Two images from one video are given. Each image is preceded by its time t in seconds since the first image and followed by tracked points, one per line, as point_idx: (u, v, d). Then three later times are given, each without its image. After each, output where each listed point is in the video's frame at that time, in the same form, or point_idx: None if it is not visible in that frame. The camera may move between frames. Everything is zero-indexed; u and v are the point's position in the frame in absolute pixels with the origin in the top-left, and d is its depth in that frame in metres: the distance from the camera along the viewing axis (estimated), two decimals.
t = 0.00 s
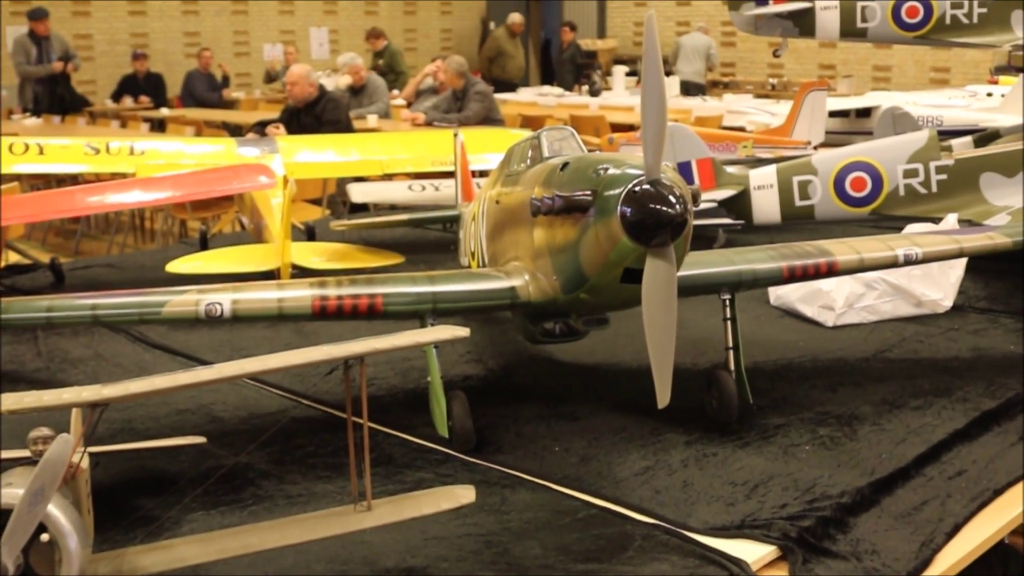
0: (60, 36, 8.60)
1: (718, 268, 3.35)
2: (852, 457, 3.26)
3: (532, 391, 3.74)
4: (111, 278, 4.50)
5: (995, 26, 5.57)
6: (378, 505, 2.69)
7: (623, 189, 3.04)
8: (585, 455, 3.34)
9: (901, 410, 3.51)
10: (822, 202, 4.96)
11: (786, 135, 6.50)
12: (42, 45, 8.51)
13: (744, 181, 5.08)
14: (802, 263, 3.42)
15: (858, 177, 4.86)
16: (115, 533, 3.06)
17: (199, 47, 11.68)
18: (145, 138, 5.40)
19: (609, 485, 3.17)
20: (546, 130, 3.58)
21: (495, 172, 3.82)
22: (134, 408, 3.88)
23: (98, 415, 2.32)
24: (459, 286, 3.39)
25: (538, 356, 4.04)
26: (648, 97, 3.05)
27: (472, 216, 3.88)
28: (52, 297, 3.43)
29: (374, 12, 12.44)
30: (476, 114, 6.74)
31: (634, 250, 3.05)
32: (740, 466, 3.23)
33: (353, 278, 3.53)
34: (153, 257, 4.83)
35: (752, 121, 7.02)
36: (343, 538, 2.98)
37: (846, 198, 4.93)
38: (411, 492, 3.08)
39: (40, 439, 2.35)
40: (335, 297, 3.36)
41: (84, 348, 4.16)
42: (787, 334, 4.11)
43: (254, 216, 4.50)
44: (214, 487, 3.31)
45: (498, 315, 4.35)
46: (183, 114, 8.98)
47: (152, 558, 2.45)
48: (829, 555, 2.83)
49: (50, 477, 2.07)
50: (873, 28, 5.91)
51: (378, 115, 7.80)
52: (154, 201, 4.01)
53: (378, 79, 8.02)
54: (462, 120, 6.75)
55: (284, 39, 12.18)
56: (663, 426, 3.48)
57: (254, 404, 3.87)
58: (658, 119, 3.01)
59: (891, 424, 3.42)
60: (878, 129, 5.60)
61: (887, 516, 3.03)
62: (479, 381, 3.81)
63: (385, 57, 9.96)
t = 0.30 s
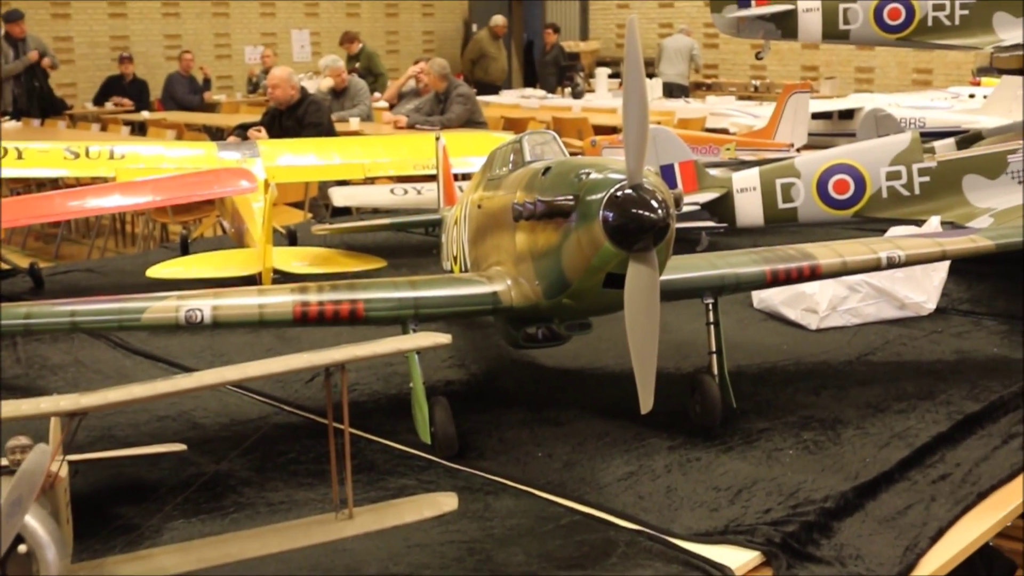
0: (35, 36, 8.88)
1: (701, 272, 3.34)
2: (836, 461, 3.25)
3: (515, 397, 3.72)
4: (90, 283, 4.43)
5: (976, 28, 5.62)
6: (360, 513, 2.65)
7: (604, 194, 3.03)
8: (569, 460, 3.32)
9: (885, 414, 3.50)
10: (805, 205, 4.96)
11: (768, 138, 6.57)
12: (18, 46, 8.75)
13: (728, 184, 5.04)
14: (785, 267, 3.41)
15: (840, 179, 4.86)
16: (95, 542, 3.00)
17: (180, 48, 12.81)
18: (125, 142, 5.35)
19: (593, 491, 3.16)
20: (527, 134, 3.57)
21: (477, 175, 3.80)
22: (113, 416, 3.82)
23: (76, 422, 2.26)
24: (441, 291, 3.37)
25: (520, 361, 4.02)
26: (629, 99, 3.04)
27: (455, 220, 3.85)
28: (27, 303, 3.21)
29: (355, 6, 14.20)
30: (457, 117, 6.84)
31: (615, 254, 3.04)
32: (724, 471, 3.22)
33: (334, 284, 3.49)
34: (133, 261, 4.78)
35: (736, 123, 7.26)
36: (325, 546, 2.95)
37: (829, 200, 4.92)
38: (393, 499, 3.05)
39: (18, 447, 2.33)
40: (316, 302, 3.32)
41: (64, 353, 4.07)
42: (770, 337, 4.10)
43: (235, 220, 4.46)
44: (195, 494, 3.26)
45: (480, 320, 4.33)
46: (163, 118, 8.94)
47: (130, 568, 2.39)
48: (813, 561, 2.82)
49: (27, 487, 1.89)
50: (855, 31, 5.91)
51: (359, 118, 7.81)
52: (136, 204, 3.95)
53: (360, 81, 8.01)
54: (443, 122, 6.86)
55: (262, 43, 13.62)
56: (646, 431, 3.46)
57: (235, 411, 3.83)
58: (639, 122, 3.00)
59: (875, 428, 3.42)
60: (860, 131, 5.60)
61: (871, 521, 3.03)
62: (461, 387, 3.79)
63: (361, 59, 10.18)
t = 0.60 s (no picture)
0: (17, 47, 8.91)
1: (682, 283, 3.35)
2: (817, 471, 3.26)
3: (497, 408, 3.72)
4: (72, 295, 4.40)
5: (956, 39, 5.73)
6: (342, 527, 2.64)
7: (585, 206, 3.04)
8: (551, 472, 3.32)
9: (866, 424, 3.52)
10: (787, 215, 4.97)
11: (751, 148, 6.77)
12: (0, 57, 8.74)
13: (710, 194, 5.08)
14: (766, 278, 3.42)
15: (822, 190, 4.88)
16: (75, 556, 2.97)
17: (162, 58, 13.49)
18: (107, 153, 5.33)
19: (575, 503, 3.16)
20: (509, 146, 3.57)
21: (459, 186, 3.80)
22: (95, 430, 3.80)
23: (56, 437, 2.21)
24: (422, 303, 3.37)
25: (502, 372, 4.02)
26: (609, 108, 3.05)
27: (437, 232, 3.85)
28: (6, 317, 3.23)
29: None
30: (441, 128, 7.14)
31: (596, 267, 3.05)
32: (706, 482, 3.23)
33: (316, 296, 3.48)
34: (115, 273, 4.75)
35: (716, 133, 7.56)
36: (308, 561, 2.93)
37: (811, 210, 4.94)
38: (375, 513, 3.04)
39: None
40: (298, 315, 3.31)
41: (45, 366, 4.02)
42: (752, 348, 4.11)
43: (217, 231, 4.44)
44: (177, 508, 3.24)
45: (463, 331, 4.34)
46: (146, 129, 8.95)
47: None
48: (794, 571, 2.83)
49: (7, 503, 1.89)
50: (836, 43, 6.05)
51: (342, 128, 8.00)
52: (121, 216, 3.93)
53: (342, 91, 8.17)
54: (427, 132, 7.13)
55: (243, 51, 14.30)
56: (629, 442, 3.47)
57: (217, 424, 3.81)
58: (619, 134, 3.02)
59: (856, 438, 3.43)
60: (841, 141, 5.63)
61: (852, 531, 3.03)
62: (444, 398, 3.79)
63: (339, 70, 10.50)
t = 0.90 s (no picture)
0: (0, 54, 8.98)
1: (660, 290, 3.37)
2: (794, 476, 3.29)
3: (478, 416, 3.74)
4: (54, 303, 4.41)
5: (932, 46, 5.76)
6: (320, 536, 2.66)
7: (563, 215, 3.07)
8: (531, 479, 3.34)
9: (843, 429, 3.54)
10: (766, 220, 5.01)
11: (731, 154, 7.07)
12: None
13: (690, 201, 5.12)
14: (744, 284, 3.45)
15: (801, 196, 4.91)
16: (56, 566, 2.98)
17: (145, 65, 14.31)
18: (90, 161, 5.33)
19: (554, 509, 3.17)
20: (488, 154, 3.59)
21: (440, 194, 3.82)
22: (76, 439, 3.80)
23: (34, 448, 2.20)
24: (402, 311, 3.39)
25: (483, 379, 4.04)
26: (586, 117, 3.07)
27: (417, 239, 3.87)
28: None
29: None
30: (425, 134, 7.42)
31: (574, 275, 3.07)
32: (684, 488, 3.25)
33: (296, 305, 3.50)
34: (98, 281, 4.76)
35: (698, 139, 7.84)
36: (287, 569, 2.94)
37: (790, 216, 4.97)
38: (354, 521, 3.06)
39: None
40: (278, 324, 3.34)
41: (27, 375, 4.03)
42: (731, 353, 4.14)
43: (200, 239, 4.45)
44: (158, 517, 3.25)
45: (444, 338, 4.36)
46: (130, 136, 9.02)
47: None
48: None
49: None
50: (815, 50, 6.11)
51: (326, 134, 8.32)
52: (103, 224, 3.94)
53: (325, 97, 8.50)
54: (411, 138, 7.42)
55: (229, 58, 15.20)
56: (608, 449, 3.49)
57: (199, 432, 3.83)
58: (596, 142, 3.04)
59: (833, 443, 3.46)
60: (821, 147, 5.68)
61: (829, 535, 3.05)
62: (424, 405, 3.80)
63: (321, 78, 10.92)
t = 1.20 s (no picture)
0: None
1: (641, 301, 3.38)
2: (773, 485, 3.29)
3: (458, 426, 3.74)
4: (36, 313, 4.40)
5: (913, 56, 5.65)
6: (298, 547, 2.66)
7: (541, 227, 3.07)
8: (511, 490, 3.34)
9: (822, 438, 3.55)
10: (747, 230, 5.02)
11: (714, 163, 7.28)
12: None
13: (671, 211, 5.11)
14: (723, 295, 3.45)
15: (782, 206, 4.92)
16: None
17: (129, 74, 14.59)
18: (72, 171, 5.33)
19: (534, 520, 3.17)
20: (468, 166, 3.60)
21: (420, 205, 3.82)
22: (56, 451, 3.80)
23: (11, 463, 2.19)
24: (382, 323, 3.40)
25: (464, 390, 4.04)
26: (564, 128, 3.08)
27: (399, 250, 3.87)
28: None
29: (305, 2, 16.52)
30: (409, 143, 7.69)
31: (552, 286, 3.08)
32: (664, 498, 3.25)
33: (277, 316, 3.50)
34: (79, 291, 4.75)
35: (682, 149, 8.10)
36: None
37: (772, 225, 4.98)
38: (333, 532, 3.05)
39: None
40: (258, 335, 3.33)
41: (8, 386, 4.02)
42: (712, 363, 4.16)
43: (181, 250, 4.44)
44: (137, 529, 3.24)
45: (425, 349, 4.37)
46: (114, 145, 9.06)
47: None
48: None
49: None
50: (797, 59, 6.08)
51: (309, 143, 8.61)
52: (85, 235, 3.93)
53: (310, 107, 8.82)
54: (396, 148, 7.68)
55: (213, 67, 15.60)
56: (588, 459, 3.50)
57: (179, 443, 3.83)
58: (574, 153, 3.05)
59: (812, 452, 3.47)
60: (802, 156, 5.71)
61: (808, 544, 3.04)
62: (405, 416, 3.81)
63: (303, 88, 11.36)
